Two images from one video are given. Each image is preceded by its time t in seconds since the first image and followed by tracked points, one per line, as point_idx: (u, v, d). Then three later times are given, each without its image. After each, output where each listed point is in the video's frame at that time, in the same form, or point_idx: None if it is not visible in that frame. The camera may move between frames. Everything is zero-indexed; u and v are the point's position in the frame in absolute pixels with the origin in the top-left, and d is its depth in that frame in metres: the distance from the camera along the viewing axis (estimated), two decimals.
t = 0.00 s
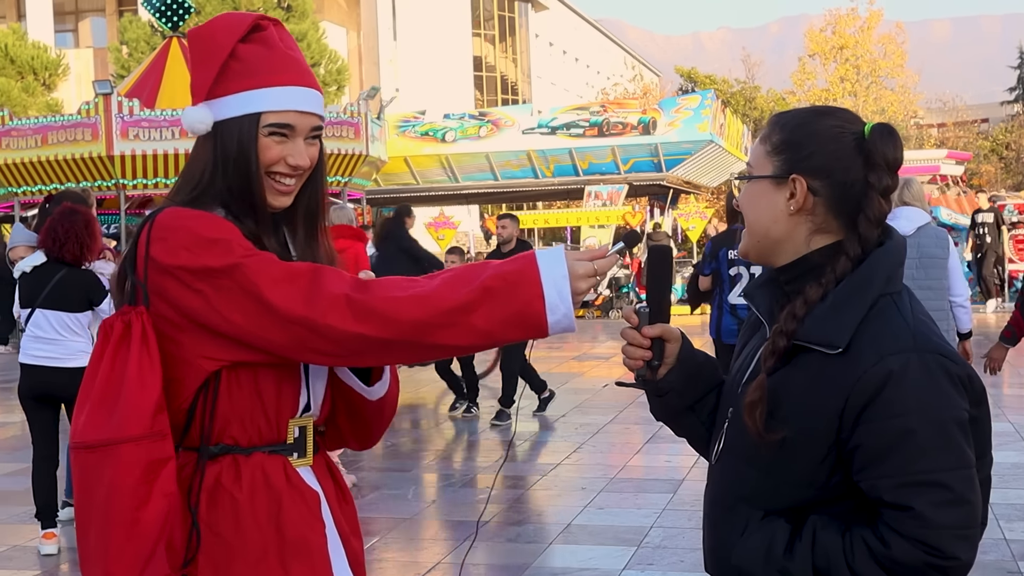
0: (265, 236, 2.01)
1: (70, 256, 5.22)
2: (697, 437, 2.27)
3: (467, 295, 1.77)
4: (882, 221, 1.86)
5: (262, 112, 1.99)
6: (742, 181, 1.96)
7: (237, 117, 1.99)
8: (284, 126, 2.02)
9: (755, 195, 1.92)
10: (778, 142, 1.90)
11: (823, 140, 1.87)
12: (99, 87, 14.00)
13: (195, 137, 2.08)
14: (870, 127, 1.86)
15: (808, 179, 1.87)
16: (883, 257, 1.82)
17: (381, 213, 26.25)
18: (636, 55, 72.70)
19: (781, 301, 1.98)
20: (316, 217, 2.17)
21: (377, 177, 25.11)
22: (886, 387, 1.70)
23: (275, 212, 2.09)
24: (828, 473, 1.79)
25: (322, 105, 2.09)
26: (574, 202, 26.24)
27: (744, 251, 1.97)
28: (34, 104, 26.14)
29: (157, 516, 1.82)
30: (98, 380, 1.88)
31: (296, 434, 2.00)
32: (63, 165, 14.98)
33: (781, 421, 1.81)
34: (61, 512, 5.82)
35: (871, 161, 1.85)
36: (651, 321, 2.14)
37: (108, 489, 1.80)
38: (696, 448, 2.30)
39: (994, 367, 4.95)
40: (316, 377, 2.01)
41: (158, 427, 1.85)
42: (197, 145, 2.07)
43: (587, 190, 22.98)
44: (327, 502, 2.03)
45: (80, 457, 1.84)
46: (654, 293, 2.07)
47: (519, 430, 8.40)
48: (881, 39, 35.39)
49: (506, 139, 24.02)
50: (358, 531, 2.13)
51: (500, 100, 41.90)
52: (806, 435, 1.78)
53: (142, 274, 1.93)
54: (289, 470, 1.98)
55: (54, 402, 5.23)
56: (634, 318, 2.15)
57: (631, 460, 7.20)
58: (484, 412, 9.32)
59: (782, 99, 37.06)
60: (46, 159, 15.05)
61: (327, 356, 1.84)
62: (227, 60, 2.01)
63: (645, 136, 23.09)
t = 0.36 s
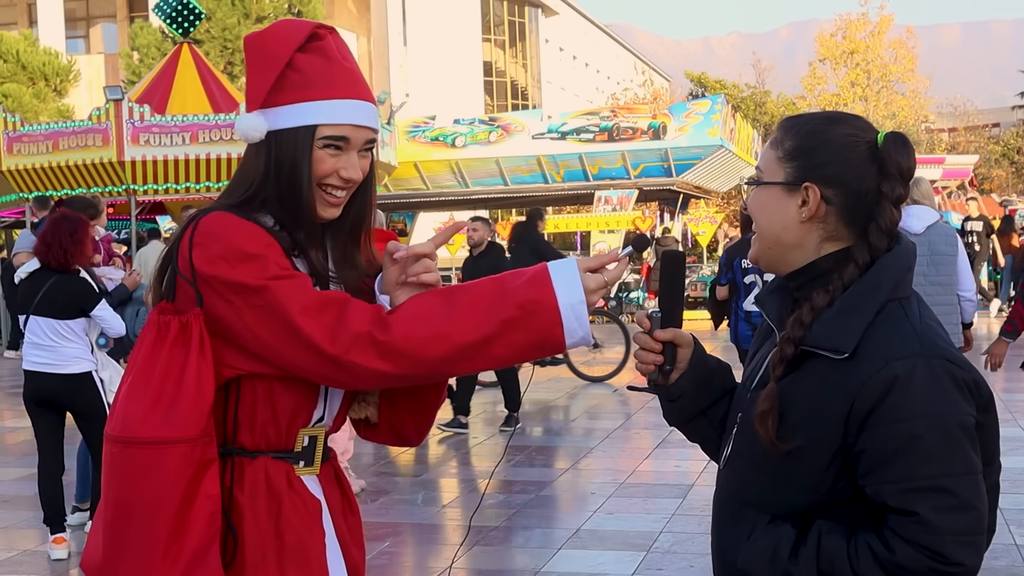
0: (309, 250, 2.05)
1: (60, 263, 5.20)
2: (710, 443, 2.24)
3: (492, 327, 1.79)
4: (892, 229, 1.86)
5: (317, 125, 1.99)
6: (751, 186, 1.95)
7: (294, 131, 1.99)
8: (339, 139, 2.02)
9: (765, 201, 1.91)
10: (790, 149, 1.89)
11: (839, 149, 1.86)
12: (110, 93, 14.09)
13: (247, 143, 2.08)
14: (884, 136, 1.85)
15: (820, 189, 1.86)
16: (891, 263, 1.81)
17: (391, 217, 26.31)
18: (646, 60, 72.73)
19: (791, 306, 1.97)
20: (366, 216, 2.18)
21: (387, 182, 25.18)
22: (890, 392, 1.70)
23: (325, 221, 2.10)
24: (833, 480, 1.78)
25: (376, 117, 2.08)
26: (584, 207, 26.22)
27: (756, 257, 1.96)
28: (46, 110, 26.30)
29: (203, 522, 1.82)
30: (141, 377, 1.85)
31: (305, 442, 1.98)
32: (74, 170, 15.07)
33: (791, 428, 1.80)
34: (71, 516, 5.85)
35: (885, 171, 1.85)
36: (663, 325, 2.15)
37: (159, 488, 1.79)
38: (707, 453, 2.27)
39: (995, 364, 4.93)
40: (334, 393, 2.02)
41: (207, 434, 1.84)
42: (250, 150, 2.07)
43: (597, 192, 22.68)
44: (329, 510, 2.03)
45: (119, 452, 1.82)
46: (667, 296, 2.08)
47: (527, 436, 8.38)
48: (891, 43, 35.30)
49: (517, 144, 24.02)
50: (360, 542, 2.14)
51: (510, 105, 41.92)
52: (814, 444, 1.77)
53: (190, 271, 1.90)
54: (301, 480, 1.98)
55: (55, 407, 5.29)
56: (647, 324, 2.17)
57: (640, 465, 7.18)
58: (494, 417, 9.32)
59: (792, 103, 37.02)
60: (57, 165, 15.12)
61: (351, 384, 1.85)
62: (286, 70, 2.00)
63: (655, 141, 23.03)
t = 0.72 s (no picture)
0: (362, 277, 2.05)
1: (51, 267, 5.20)
2: (706, 449, 2.26)
3: (502, 347, 1.81)
4: (879, 233, 1.88)
5: (370, 148, 2.00)
6: (739, 190, 1.98)
7: (345, 155, 1.99)
8: (391, 160, 2.03)
9: (752, 205, 1.94)
10: (778, 153, 1.91)
11: (826, 154, 1.88)
12: (114, 97, 14.15)
13: (291, 166, 2.07)
14: (871, 142, 1.89)
15: (808, 193, 1.88)
16: (878, 264, 1.84)
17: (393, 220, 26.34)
18: (648, 63, 72.73)
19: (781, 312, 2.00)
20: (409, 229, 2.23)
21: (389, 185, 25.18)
22: (877, 394, 1.72)
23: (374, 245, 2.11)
24: (823, 482, 1.80)
25: (418, 136, 2.09)
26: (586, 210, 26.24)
27: (743, 264, 1.97)
28: (48, 113, 26.38)
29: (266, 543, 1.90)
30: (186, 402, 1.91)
31: (310, 450, 2.02)
32: (76, 173, 15.11)
33: (780, 432, 1.83)
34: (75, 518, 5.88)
35: (872, 176, 1.88)
36: (656, 331, 2.17)
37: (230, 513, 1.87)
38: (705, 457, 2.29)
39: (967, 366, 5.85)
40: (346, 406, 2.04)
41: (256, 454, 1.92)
42: (290, 172, 2.06)
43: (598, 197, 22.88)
44: (329, 512, 2.06)
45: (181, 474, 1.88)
46: (660, 298, 2.09)
47: (529, 438, 8.40)
48: (894, 45, 35.20)
49: (519, 146, 24.04)
50: (364, 540, 2.16)
51: (512, 107, 41.94)
52: (802, 448, 1.79)
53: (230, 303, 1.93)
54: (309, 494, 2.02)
55: (70, 409, 5.32)
56: (640, 329, 2.18)
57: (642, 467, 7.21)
58: (497, 419, 9.35)
59: (795, 106, 37.02)
60: (60, 168, 15.17)
61: (365, 408, 1.87)
62: (332, 96, 2.01)
63: (658, 143, 23.06)
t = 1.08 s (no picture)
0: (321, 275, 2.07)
1: (54, 272, 5.26)
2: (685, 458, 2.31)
3: (487, 349, 1.82)
4: (847, 239, 1.91)
5: (320, 148, 2.01)
6: (709, 196, 1.99)
7: (305, 158, 2.00)
8: (344, 156, 2.04)
9: (723, 210, 1.95)
10: (749, 160, 1.93)
11: (795, 162, 1.91)
12: (111, 102, 14.19)
13: (243, 175, 2.07)
14: (840, 151, 1.93)
15: (778, 199, 1.91)
16: (842, 270, 1.86)
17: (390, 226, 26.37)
18: (646, 69, 72.84)
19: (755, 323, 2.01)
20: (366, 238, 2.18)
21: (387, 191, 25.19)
22: (837, 401, 1.73)
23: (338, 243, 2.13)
24: (789, 489, 1.82)
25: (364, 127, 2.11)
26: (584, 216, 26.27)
27: (709, 267, 1.99)
28: (45, 119, 26.45)
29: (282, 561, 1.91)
30: (185, 411, 1.91)
31: (293, 455, 2.03)
32: (74, 179, 15.13)
33: (746, 438, 1.84)
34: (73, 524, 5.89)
35: (840, 184, 1.92)
36: (633, 341, 2.16)
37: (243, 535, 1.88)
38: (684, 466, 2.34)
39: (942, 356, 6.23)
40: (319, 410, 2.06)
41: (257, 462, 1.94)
42: (244, 181, 2.07)
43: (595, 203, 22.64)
44: (315, 518, 2.07)
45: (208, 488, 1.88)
46: (636, 311, 2.07)
47: (526, 444, 8.42)
48: (891, 51, 35.10)
49: (516, 152, 24.19)
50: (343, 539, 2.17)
51: (510, 113, 42.00)
52: (770, 453, 1.80)
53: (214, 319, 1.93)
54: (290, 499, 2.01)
55: (75, 415, 5.33)
56: (616, 340, 2.17)
57: (639, 473, 7.22)
58: (494, 425, 9.36)
59: (792, 112, 37.07)
60: (57, 174, 15.20)
61: (349, 409, 1.89)
62: (274, 103, 2.02)
63: (654, 150, 23.20)
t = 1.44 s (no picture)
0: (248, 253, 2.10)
1: (61, 274, 5.31)
2: (652, 453, 2.27)
3: (425, 334, 1.79)
4: (829, 241, 1.92)
5: (242, 129, 2.09)
6: (693, 199, 1.99)
7: (224, 142, 2.07)
8: (268, 136, 2.13)
9: (708, 214, 1.94)
10: (733, 162, 1.92)
11: (778, 163, 1.89)
12: (108, 105, 14.21)
13: (170, 168, 2.14)
14: (822, 152, 1.90)
15: (762, 201, 1.90)
16: (827, 271, 1.87)
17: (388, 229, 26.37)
18: (643, 72, 72.88)
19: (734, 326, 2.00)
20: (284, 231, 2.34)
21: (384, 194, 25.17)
22: (820, 403, 1.73)
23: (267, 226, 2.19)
24: (770, 490, 1.81)
25: (283, 112, 2.19)
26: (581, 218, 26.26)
27: (694, 270, 2.00)
28: (42, 122, 26.47)
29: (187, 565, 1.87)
30: (127, 415, 1.89)
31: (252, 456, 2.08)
32: (71, 182, 15.11)
33: (726, 440, 1.83)
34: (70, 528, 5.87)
35: (824, 186, 1.90)
36: (605, 335, 2.12)
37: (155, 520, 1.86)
38: (649, 462, 2.30)
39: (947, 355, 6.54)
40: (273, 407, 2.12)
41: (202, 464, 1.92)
42: (172, 175, 2.13)
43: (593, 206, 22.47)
44: (274, 518, 2.12)
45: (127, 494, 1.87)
46: (612, 300, 2.05)
47: (522, 447, 8.41)
48: (888, 54, 35.24)
49: (514, 155, 24.13)
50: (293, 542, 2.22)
51: (507, 116, 41.91)
52: (750, 454, 1.80)
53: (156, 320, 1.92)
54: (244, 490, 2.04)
55: (75, 417, 5.33)
56: (587, 333, 2.11)
57: (636, 476, 7.21)
58: (492, 428, 9.35)
59: (789, 114, 37.07)
60: (54, 177, 15.17)
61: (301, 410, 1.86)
62: (195, 93, 2.10)
63: (652, 152, 23.11)
